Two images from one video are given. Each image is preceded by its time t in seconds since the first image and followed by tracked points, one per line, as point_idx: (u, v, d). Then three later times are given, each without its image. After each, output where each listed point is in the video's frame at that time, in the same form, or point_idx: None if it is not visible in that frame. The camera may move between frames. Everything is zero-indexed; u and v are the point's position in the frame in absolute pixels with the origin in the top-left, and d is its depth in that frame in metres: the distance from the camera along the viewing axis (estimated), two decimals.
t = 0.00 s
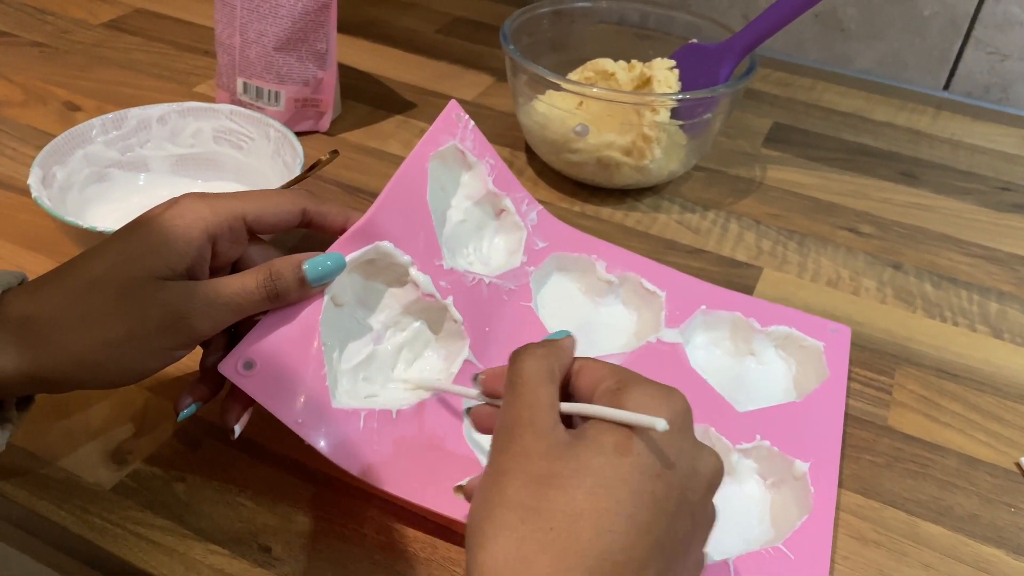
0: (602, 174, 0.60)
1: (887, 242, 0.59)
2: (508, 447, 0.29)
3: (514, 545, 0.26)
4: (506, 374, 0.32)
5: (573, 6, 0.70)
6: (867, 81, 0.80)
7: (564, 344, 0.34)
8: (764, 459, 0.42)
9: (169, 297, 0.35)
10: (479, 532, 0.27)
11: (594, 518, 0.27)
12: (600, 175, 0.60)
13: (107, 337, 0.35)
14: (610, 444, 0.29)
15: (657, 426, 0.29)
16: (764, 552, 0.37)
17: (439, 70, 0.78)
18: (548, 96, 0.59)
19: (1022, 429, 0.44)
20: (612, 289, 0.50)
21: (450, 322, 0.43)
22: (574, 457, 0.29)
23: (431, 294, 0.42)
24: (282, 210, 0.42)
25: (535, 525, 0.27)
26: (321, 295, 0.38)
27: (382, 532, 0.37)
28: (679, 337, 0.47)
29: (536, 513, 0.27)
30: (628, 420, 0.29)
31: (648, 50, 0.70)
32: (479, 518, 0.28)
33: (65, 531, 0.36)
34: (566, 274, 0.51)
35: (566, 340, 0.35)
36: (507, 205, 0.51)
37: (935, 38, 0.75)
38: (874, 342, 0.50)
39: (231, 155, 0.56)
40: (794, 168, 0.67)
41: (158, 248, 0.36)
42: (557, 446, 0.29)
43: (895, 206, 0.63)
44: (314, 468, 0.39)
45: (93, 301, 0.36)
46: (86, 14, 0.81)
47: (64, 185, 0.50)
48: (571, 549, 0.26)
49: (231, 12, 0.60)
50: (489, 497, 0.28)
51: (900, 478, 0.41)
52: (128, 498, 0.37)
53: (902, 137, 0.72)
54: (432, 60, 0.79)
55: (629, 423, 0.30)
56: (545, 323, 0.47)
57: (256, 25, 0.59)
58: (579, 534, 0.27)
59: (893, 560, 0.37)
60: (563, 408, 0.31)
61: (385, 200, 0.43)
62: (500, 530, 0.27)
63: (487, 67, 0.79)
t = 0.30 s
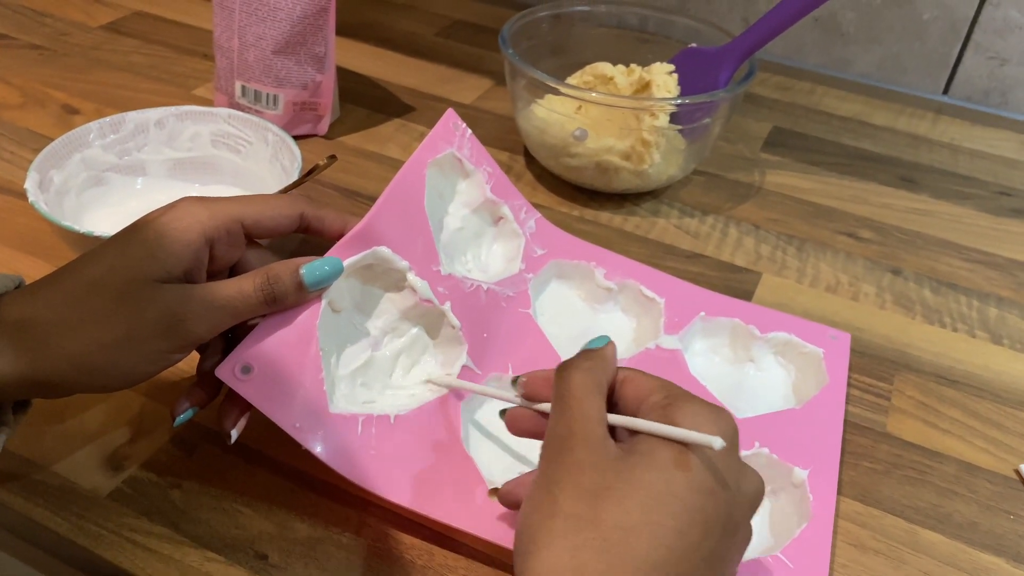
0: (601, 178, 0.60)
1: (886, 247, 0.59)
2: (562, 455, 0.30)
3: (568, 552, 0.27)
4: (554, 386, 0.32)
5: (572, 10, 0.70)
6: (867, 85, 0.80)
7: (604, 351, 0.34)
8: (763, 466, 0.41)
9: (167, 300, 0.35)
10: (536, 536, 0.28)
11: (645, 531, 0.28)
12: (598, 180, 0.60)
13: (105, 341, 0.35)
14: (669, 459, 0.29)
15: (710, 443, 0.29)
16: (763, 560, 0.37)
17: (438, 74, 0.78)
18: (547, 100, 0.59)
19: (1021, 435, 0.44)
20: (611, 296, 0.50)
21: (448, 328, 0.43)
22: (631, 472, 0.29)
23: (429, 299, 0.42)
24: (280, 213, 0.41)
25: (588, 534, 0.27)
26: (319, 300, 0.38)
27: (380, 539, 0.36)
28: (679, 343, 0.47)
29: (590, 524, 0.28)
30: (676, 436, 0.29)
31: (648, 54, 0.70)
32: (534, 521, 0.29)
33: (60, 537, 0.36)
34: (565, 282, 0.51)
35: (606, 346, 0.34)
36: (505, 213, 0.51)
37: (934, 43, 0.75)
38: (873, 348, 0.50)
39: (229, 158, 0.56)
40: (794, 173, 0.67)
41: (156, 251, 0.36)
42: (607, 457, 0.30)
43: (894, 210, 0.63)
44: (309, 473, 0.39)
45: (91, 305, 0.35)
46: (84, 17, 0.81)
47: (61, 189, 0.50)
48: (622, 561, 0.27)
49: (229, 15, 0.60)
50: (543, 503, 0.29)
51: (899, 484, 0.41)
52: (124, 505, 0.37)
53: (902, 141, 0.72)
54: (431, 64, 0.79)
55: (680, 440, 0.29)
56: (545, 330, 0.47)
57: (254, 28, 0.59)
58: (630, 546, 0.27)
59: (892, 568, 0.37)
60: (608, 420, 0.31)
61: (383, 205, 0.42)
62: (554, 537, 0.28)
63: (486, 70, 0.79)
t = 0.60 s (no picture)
0: (600, 181, 0.60)
1: (885, 250, 0.59)
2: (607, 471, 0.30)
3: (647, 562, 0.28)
4: (561, 434, 0.31)
5: (571, 12, 0.70)
6: (866, 87, 0.80)
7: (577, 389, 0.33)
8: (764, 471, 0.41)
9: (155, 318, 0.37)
10: (610, 552, 0.28)
11: (716, 532, 0.29)
12: (597, 182, 0.60)
13: (90, 358, 0.36)
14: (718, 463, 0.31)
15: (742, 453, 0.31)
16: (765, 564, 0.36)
17: (437, 76, 0.78)
18: (545, 102, 0.59)
19: (1020, 439, 0.44)
20: (609, 308, 0.51)
21: (434, 348, 0.45)
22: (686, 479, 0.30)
23: (404, 322, 0.45)
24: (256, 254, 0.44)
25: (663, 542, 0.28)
26: (294, 333, 0.43)
27: (379, 542, 0.36)
28: (678, 347, 0.47)
29: (663, 531, 0.28)
30: (705, 447, 0.31)
31: (647, 56, 0.70)
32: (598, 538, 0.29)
33: (58, 541, 0.36)
34: (563, 294, 0.52)
35: (573, 384, 0.34)
36: (490, 249, 0.52)
37: (933, 45, 0.75)
38: (873, 350, 0.50)
39: (228, 160, 0.56)
40: (793, 175, 0.67)
41: (144, 278, 0.39)
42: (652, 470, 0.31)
43: (892, 213, 0.63)
44: (307, 478, 0.39)
45: (79, 326, 0.37)
46: (83, 18, 0.81)
47: (59, 191, 0.49)
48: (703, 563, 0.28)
49: (229, 17, 0.60)
50: (603, 520, 0.29)
51: (898, 488, 0.41)
52: (122, 509, 0.37)
53: (902, 144, 0.72)
54: (431, 66, 0.79)
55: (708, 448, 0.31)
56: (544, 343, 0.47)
57: (253, 30, 0.59)
58: (707, 549, 0.28)
59: (891, 572, 0.37)
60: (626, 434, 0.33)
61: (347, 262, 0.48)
62: (631, 549, 0.28)
63: (485, 72, 0.79)
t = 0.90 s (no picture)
0: (598, 184, 0.60)
1: (883, 253, 0.59)
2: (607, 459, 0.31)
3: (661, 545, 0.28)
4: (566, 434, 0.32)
5: (570, 15, 0.70)
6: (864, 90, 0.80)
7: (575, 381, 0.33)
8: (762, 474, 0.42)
9: (156, 318, 0.39)
10: (626, 538, 0.29)
11: (736, 511, 0.29)
12: (596, 185, 0.60)
13: (88, 344, 0.37)
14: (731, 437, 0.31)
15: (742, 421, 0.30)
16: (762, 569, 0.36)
17: (436, 78, 0.78)
18: (544, 106, 0.59)
19: (1018, 443, 0.44)
20: (607, 312, 0.51)
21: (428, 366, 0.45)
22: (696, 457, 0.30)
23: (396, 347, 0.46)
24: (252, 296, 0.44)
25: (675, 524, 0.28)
26: (288, 362, 0.43)
27: (376, 547, 0.36)
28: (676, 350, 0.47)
29: (675, 515, 0.29)
30: (707, 418, 0.31)
31: (645, 59, 0.70)
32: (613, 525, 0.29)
33: (53, 545, 0.36)
34: (560, 300, 0.52)
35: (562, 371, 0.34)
36: (487, 262, 0.52)
37: (932, 48, 0.75)
38: (871, 354, 0.50)
39: (225, 163, 0.56)
40: (791, 178, 0.67)
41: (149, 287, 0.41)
42: (660, 452, 0.31)
43: (890, 216, 0.63)
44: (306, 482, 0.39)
45: (82, 321, 0.39)
46: (82, 20, 0.81)
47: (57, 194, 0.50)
48: (719, 542, 0.28)
49: (227, 20, 0.60)
50: (616, 514, 0.29)
51: (895, 492, 0.41)
52: (119, 512, 0.37)
53: (900, 147, 0.72)
54: (430, 69, 0.79)
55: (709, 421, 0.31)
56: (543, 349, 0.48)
57: (252, 33, 0.59)
58: (726, 531, 0.28)
59: None
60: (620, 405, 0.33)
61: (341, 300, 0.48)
62: (645, 542, 0.28)
63: (484, 75, 0.79)
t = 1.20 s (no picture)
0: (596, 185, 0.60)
1: (882, 254, 0.59)
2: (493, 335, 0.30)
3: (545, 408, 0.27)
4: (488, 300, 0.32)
5: (568, 16, 0.69)
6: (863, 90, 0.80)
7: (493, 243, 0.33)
8: (760, 477, 0.41)
9: (152, 322, 0.40)
10: (506, 393, 0.28)
11: (608, 365, 0.28)
12: (593, 186, 0.60)
13: (82, 339, 0.38)
14: (609, 296, 0.30)
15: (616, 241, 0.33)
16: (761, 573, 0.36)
17: (434, 79, 0.77)
18: (542, 107, 0.59)
19: (1017, 446, 0.44)
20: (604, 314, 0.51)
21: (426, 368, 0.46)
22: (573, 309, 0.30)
23: (393, 351, 0.46)
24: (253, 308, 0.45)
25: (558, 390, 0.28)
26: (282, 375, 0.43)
27: (372, 550, 0.36)
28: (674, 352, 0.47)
29: (558, 379, 0.28)
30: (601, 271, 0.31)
31: (644, 60, 0.70)
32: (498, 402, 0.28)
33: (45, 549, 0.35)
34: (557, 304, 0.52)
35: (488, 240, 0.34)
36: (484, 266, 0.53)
37: (931, 48, 0.74)
38: (870, 356, 0.49)
39: (221, 164, 0.56)
40: (789, 179, 0.67)
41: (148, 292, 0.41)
42: (548, 308, 0.30)
43: (888, 217, 0.63)
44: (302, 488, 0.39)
45: (76, 316, 0.39)
46: (78, 20, 0.81)
47: (51, 195, 0.49)
48: (602, 404, 0.27)
49: (224, 20, 0.59)
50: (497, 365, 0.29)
51: (894, 495, 0.41)
52: (112, 516, 0.37)
53: (899, 148, 0.72)
54: (427, 69, 0.79)
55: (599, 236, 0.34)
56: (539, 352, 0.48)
57: (248, 33, 0.59)
58: (599, 386, 0.28)
59: None
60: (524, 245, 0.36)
61: (336, 305, 0.48)
62: (514, 388, 0.28)
63: (481, 76, 0.79)
